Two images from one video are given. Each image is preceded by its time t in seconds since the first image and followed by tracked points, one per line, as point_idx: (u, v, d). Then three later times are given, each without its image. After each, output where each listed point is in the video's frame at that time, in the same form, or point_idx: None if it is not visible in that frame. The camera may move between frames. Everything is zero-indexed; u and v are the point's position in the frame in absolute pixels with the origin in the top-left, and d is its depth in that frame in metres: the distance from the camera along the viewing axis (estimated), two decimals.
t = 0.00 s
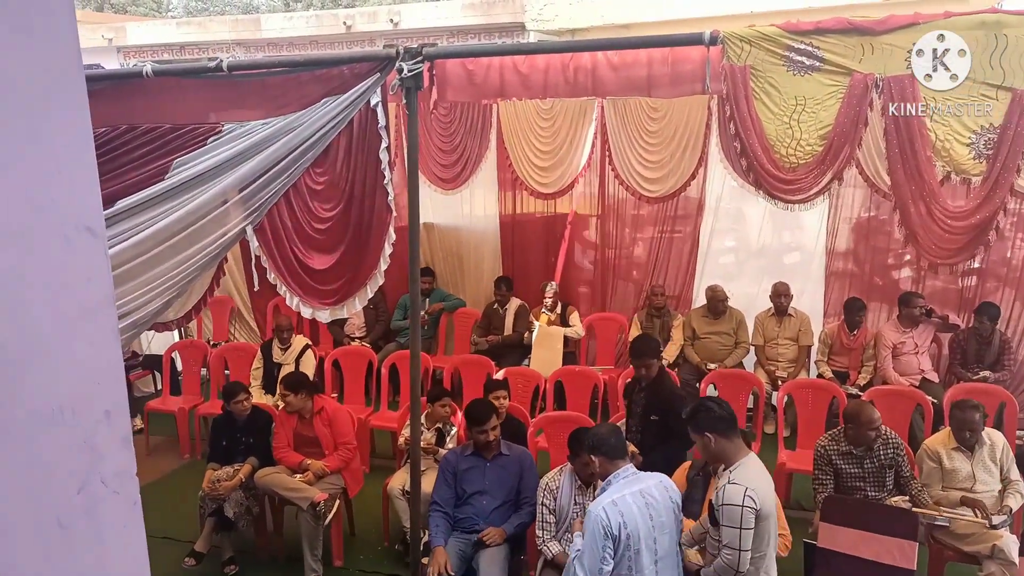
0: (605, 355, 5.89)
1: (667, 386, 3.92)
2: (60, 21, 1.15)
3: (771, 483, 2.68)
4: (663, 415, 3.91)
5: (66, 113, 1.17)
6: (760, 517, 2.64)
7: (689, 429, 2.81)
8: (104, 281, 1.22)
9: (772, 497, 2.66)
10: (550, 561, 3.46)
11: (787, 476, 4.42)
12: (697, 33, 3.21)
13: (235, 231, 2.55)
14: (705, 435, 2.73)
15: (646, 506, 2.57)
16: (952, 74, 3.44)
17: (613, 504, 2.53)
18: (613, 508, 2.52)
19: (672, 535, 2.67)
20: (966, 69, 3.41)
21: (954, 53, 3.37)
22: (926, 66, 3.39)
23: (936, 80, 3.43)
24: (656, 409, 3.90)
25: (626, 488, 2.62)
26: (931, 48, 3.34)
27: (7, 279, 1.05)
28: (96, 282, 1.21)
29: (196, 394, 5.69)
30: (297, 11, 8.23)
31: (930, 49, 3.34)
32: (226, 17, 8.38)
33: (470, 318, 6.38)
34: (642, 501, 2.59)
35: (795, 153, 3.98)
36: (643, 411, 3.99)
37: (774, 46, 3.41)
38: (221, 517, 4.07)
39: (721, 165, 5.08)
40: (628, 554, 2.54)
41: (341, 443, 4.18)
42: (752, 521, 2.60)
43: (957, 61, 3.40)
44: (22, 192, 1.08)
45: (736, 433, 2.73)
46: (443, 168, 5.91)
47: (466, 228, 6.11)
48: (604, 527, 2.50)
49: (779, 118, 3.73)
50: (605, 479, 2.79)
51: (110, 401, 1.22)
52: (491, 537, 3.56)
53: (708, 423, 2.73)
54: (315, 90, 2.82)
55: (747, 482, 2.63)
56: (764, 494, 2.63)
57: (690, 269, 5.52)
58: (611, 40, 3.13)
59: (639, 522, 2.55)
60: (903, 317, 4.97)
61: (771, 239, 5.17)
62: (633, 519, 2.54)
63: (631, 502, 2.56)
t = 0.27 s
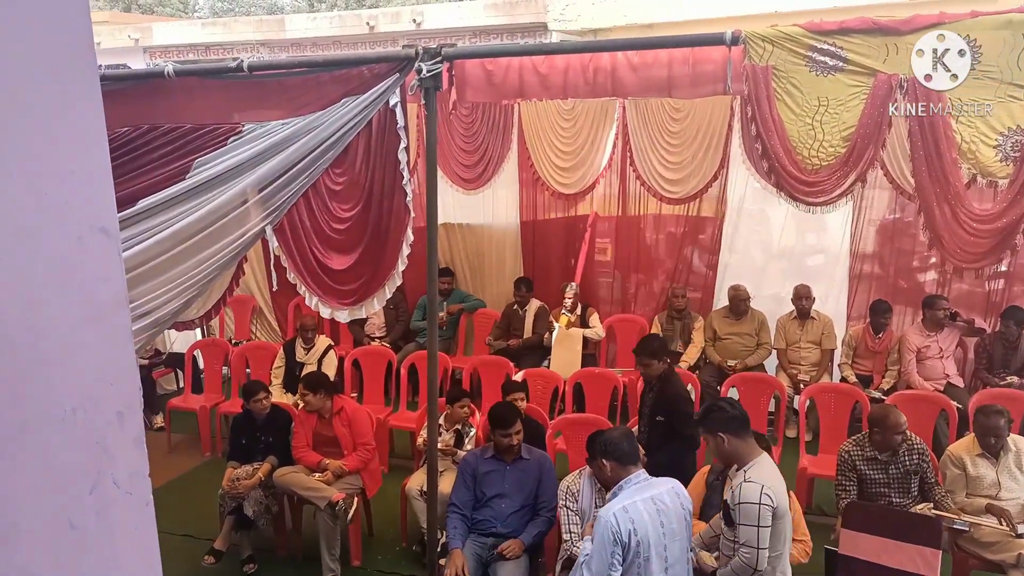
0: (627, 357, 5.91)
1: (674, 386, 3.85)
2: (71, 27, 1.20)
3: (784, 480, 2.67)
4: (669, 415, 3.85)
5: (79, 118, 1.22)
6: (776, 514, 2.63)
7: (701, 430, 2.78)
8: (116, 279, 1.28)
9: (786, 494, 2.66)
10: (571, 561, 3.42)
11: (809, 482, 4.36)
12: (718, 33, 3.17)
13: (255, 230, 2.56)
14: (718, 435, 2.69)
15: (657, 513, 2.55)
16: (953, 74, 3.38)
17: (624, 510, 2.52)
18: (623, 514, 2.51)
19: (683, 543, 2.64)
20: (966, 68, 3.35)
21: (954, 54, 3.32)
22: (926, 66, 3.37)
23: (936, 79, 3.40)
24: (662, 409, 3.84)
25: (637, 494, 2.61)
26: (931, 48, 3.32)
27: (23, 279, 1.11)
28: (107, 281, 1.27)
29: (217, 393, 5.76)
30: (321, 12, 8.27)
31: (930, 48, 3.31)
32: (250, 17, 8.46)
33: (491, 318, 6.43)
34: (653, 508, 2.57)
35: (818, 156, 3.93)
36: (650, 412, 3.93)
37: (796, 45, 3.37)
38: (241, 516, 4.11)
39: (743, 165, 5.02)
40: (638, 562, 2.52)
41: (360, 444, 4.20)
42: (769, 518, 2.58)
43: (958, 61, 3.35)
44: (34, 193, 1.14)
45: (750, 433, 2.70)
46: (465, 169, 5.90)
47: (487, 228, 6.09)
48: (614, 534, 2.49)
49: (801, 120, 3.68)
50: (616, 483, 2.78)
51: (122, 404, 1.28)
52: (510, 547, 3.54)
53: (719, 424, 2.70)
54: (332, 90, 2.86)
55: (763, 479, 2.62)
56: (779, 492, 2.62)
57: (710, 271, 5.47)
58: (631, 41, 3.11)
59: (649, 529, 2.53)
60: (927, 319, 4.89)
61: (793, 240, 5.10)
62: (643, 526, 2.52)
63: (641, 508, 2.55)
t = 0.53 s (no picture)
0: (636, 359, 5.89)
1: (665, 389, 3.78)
2: (77, 35, 1.23)
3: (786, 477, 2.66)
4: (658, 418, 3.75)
5: (85, 123, 1.25)
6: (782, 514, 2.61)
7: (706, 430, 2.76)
8: (120, 283, 1.32)
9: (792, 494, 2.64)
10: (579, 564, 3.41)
11: (819, 486, 4.33)
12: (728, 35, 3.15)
13: (264, 232, 2.59)
14: (724, 437, 2.68)
15: (657, 520, 2.55)
16: (953, 74, 3.39)
17: (624, 519, 2.52)
18: (623, 523, 2.51)
19: (683, 551, 2.63)
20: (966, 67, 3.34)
21: (954, 53, 3.31)
22: (925, 67, 3.37)
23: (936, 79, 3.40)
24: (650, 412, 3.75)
25: (638, 502, 2.60)
26: (931, 48, 3.33)
27: (32, 284, 1.14)
28: (113, 283, 1.30)
29: (228, 393, 5.80)
30: (332, 13, 8.30)
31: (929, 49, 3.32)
32: (263, 19, 8.50)
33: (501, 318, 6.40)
34: (653, 516, 2.56)
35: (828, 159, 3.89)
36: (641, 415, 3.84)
37: (807, 47, 3.39)
38: (250, 516, 4.13)
39: (754, 167, 4.99)
40: (638, 570, 2.52)
41: (370, 445, 4.21)
42: (775, 519, 2.57)
43: (957, 61, 3.35)
44: (39, 197, 1.16)
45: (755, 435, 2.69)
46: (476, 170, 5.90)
47: (498, 227, 6.08)
48: (613, 542, 2.49)
49: (811, 123, 3.66)
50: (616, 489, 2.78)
51: (126, 407, 1.32)
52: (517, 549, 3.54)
53: (724, 427, 2.69)
54: (339, 92, 2.87)
55: (768, 479, 2.61)
56: (785, 492, 2.60)
57: (721, 272, 5.44)
58: (641, 43, 3.09)
59: (649, 538, 2.53)
60: (937, 322, 4.83)
61: (805, 242, 5.07)
62: (642, 534, 2.52)
63: (641, 516, 2.54)
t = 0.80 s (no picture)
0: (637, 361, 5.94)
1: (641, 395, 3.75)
2: (70, 36, 1.22)
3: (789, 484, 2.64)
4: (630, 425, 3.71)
5: (81, 125, 1.24)
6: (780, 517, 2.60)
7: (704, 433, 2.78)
8: (118, 287, 1.31)
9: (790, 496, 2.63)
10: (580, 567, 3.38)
11: (820, 487, 4.32)
12: (729, 36, 3.14)
13: (264, 235, 2.59)
14: (723, 439, 2.69)
15: (646, 527, 2.55)
16: (952, 74, 3.47)
17: (611, 524, 2.52)
18: (611, 528, 2.51)
19: (673, 556, 2.63)
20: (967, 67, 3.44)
21: (954, 54, 3.39)
22: (926, 66, 3.45)
23: (936, 79, 3.48)
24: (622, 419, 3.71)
25: (626, 507, 2.60)
26: (931, 48, 3.40)
27: (29, 288, 1.14)
28: (111, 289, 1.30)
29: (228, 396, 5.79)
30: (332, 14, 8.30)
31: (929, 49, 3.40)
32: (262, 20, 8.50)
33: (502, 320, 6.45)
34: (642, 521, 2.56)
35: (829, 159, 3.89)
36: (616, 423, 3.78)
37: (809, 48, 3.42)
38: (251, 520, 4.12)
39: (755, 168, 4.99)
40: None
41: (370, 448, 4.22)
42: (774, 522, 2.56)
43: (958, 61, 3.43)
44: (35, 202, 1.15)
45: (751, 436, 2.69)
46: (477, 171, 5.90)
47: (499, 228, 6.06)
48: (600, 548, 2.50)
49: (813, 124, 3.66)
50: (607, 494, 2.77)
51: (124, 413, 1.31)
52: (519, 552, 3.53)
53: (723, 428, 2.70)
54: (339, 93, 2.87)
55: (767, 481, 2.60)
56: (783, 494, 2.59)
57: (722, 274, 5.43)
58: (643, 44, 3.08)
59: (638, 544, 2.53)
60: (939, 323, 4.83)
61: (806, 243, 5.07)
62: (631, 540, 2.51)
63: (630, 522, 2.54)
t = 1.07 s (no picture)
0: (634, 363, 5.90)
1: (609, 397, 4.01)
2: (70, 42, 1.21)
3: (779, 495, 2.63)
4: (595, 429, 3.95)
5: (79, 132, 1.23)
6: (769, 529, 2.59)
7: (693, 447, 2.77)
8: (117, 295, 1.30)
9: (780, 506, 2.62)
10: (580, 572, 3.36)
11: (818, 489, 4.31)
12: (728, 39, 3.14)
13: (259, 239, 2.58)
14: (713, 449, 2.68)
15: (632, 528, 2.55)
16: (952, 75, 3.48)
17: (598, 527, 2.51)
18: (598, 530, 2.50)
19: (660, 558, 2.63)
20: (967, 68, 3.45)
21: (954, 54, 3.40)
22: (926, 66, 3.45)
23: (936, 79, 3.48)
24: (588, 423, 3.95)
25: (612, 509, 2.59)
26: (931, 48, 3.39)
27: (26, 295, 1.12)
28: (109, 297, 1.28)
29: (223, 400, 5.76)
30: (327, 16, 8.29)
31: (930, 49, 3.39)
32: (256, 22, 8.48)
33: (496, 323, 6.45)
34: (628, 523, 2.55)
35: (828, 163, 3.87)
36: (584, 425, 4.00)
37: (808, 51, 3.43)
38: (246, 525, 4.08)
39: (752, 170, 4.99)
40: None
41: (368, 452, 4.20)
42: (759, 536, 2.52)
43: (958, 61, 3.43)
44: (32, 210, 1.14)
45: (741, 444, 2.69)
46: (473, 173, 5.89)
47: (496, 230, 6.05)
48: (587, 550, 2.50)
49: (811, 127, 3.66)
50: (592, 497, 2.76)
51: (122, 422, 1.29)
52: (517, 557, 3.52)
53: (712, 438, 2.69)
54: (336, 98, 2.84)
55: (754, 494, 2.56)
56: (771, 506, 2.57)
57: (719, 276, 5.43)
58: (641, 47, 3.09)
59: (624, 545, 2.52)
60: (937, 325, 4.85)
61: (803, 245, 5.07)
62: (617, 543, 2.51)
63: (616, 524, 2.54)
